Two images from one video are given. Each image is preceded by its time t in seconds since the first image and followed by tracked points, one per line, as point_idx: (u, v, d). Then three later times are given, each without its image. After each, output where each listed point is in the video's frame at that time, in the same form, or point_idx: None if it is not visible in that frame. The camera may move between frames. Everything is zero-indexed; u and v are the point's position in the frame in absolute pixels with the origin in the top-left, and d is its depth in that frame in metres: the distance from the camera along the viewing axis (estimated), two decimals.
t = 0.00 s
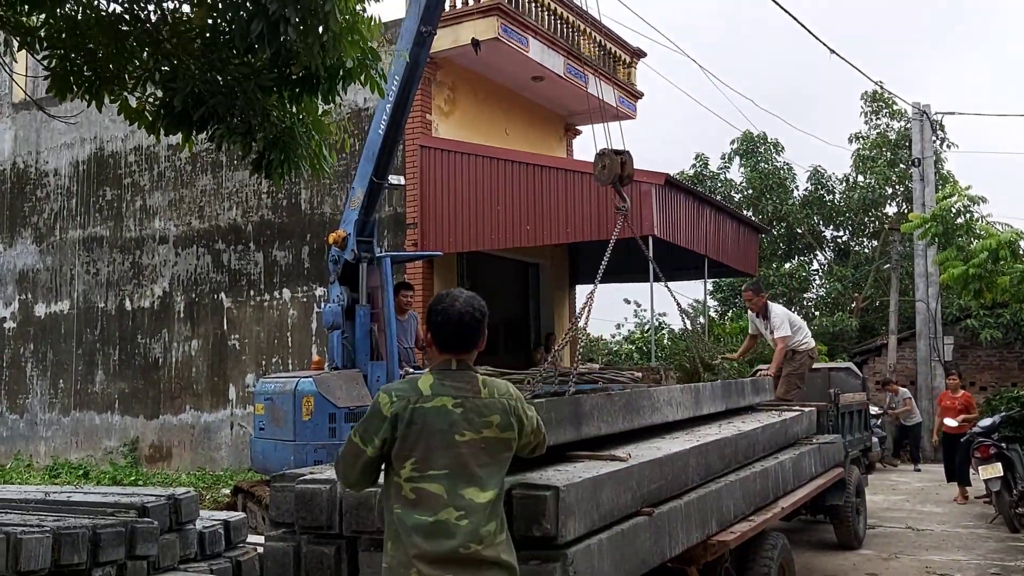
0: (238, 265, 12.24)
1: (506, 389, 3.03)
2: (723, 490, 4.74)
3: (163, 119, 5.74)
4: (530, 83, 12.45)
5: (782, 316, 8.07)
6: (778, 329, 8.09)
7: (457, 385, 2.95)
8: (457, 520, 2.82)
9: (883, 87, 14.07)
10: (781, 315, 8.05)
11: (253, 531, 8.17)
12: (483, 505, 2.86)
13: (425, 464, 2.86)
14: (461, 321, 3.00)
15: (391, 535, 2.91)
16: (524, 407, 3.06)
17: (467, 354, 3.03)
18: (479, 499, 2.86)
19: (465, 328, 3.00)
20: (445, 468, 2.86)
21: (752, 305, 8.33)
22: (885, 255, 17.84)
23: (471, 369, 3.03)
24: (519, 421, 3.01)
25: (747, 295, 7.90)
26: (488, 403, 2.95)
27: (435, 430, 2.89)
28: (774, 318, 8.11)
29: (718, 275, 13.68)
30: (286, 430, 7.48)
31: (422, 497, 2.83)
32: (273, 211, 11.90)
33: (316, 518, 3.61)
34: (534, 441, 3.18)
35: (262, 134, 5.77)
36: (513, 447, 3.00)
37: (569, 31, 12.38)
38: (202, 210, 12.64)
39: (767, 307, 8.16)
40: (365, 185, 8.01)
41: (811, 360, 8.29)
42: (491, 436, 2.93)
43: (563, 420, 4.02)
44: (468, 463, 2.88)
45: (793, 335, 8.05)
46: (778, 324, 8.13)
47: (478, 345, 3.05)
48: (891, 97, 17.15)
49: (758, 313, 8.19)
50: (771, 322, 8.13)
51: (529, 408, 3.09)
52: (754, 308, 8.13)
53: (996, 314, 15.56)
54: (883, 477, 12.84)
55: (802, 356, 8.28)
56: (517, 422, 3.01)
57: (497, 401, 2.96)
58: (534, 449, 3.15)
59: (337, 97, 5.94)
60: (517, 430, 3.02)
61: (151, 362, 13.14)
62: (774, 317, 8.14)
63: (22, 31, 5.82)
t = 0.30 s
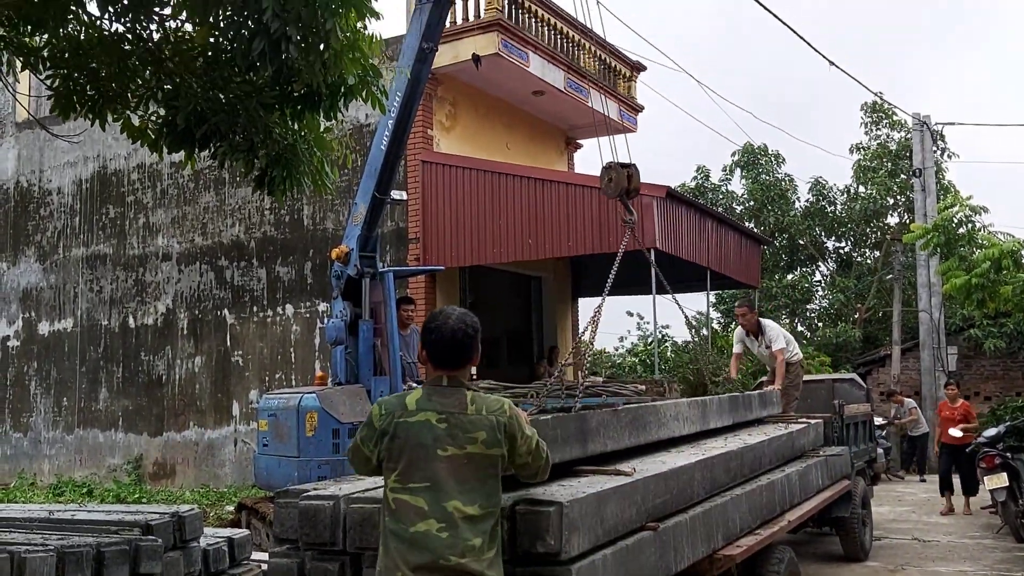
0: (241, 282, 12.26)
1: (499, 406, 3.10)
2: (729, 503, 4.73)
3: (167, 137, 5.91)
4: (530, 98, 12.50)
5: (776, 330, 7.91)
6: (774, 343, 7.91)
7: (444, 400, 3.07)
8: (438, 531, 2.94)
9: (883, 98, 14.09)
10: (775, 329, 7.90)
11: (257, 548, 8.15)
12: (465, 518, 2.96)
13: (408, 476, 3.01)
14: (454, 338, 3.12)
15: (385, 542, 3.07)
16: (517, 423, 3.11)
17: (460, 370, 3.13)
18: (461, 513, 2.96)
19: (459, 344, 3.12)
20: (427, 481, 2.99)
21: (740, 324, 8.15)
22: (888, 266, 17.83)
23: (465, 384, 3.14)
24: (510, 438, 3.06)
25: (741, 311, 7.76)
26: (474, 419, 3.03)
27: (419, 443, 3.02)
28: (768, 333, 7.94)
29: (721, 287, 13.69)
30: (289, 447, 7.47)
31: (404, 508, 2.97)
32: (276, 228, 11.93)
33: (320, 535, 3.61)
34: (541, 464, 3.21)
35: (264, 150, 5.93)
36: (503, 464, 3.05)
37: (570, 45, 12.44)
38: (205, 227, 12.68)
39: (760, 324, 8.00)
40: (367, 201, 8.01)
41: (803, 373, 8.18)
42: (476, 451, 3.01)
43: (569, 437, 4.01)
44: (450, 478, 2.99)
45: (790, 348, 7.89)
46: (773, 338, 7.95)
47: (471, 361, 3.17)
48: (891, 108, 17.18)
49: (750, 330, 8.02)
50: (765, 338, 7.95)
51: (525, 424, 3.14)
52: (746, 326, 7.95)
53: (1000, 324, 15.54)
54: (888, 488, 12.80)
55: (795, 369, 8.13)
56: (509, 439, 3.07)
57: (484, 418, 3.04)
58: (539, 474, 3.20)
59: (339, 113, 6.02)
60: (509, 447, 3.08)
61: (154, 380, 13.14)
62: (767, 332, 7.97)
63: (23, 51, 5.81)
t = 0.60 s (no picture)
0: (247, 310, 12.28)
1: (492, 430, 3.10)
2: (736, 528, 4.70)
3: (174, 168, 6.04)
4: (534, 124, 12.56)
5: (778, 354, 7.91)
6: (777, 367, 7.90)
7: (436, 426, 3.10)
8: (427, 557, 2.98)
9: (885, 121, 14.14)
10: (777, 352, 7.90)
11: None
12: (455, 544, 2.99)
13: (400, 501, 3.07)
14: (445, 365, 3.13)
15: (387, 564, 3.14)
16: (511, 446, 3.09)
17: (453, 396, 3.14)
18: (450, 539, 2.99)
19: (450, 371, 3.13)
20: (418, 507, 3.04)
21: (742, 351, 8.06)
22: (893, 288, 17.80)
23: (458, 411, 3.14)
24: (502, 462, 3.07)
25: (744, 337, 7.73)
26: (464, 445, 3.05)
27: (410, 470, 3.07)
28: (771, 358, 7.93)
29: (726, 310, 13.67)
30: (295, 475, 7.45)
31: (395, 534, 3.05)
32: (282, 255, 11.98)
33: (325, 563, 3.59)
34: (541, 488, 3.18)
35: (269, 180, 6.09)
36: (495, 488, 3.06)
37: (572, 72, 12.53)
38: (210, 255, 12.73)
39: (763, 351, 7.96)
40: (372, 228, 8.03)
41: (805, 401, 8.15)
42: (466, 476, 3.03)
43: (573, 455, 4.01)
44: (441, 504, 3.02)
45: (794, 370, 7.89)
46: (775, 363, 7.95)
47: (466, 388, 3.17)
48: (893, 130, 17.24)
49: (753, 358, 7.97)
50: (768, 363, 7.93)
51: (520, 449, 3.11)
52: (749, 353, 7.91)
53: (1007, 344, 15.48)
54: (898, 512, 12.70)
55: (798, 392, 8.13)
56: (501, 464, 3.07)
57: (474, 442, 3.05)
58: (539, 498, 3.18)
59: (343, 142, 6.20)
60: (503, 471, 3.08)
61: (160, 409, 13.14)
62: (769, 356, 7.96)
63: (30, 84, 5.97)
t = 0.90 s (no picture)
0: (252, 340, 12.29)
1: (478, 463, 3.11)
2: (744, 557, 4.67)
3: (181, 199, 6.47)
4: (538, 154, 12.63)
5: (787, 381, 7.86)
6: (787, 395, 7.84)
7: (422, 458, 3.13)
8: None
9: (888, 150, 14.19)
10: (786, 379, 7.84)
11: None
12: None
13: (385, 532, 3.11)
14: (432, 397, 3.16)
15: None
16: (499, 479, 3.10)
17: (440, 427, 3.17)
18: (432, 570, 3.02)
19: (437, 403, 3.15)
20: (403, 539, 3.07)
21: (750, 379, 7.97)
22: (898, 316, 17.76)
23: (446, 442, 3.17)
24: (489, 495, 3.08)
25: (752, 367, 7.67)
26: (450, 477, 3.07)
27: (396, 501, 3.10)
28: (780, 385, 7.87)
29: (731, 339, 13.65)
30: (299, 506, 7.43)
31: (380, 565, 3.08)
32: (287, 285, 12.00)
33: None
34: (531, 520, 3.14)
35: (275, 211, 6.50)
36: (480, 521, 3.07)
37: (576, 103, 12.62)
38: (216, 286, 12.76)
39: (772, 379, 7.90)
40: (377, 257, 8.03)
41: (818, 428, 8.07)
42: (452, 509, 3.05)
43: (575, 479, 4.00)
44: (425, 536, 3.05)
45: (804, 398, 7.82)
46: (785, 391, 7.88)
47: (453, 419, 3.19)
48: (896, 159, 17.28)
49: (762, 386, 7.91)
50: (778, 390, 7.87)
51: (507, 480, 3.11)
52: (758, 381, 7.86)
53: (1014, 373, 15.42)
54: (907, 542, 12.60)
55: (811, 421, 8.05)
56: (488, 496, 3.08)
57: (460, 475, 3.07)
58: (529, 529, 3.15)
59: (347, 172, 6.62)
60: (490, 504, 3.08)
61: (165, 440, 13.11)
62: (779, 384, 7.90)
63: (40, 115, 6.36)
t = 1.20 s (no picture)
0: (259, 387, 12.28)
1: (448, 514, 3.09)
2: None
3: (192, 249, 6.56)
4: (544, 201, 12.73)
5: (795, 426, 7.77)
6: (795, 440, 7.76)
7: (393, 508, 3.14)
8: None
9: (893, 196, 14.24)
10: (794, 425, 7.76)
11: None
12: None
13: None
14: (402, 446, 3.16)
15: None
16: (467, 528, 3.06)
17: (412, 477, 3.17)
18: None
19: (405, 452, 3.14)
20: None
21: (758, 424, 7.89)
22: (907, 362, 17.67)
23: (417, 493, 3.17)
24: (456, 546, 3.03)
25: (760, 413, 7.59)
26: (418, 528, 3.06)
27: (367, 552, 3.11)
28: (788, 431, 7.80)
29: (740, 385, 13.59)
30: (305, 555, 7.37)
31: None
32: (294, 332, 12.03)
33: None
34: (513, 565, 3.03)
35: (283, 259, 6.59)
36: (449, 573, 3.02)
37: (581, 150, 12.73)
38: (224, 333, 12.79)
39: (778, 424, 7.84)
40: (384, 303, 8.01)
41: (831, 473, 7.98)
42: (418, 560, 3.03)
43: (582, 523, 4.02)
44: None
45: (813, 443, 7.74)
46: (794, 436, 7.81)
47: (426, 470, 3.18)
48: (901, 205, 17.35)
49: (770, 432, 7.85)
50: (785, 436, 7.79)
51: (479, 530, 3.05)
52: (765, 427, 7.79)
53: None
54: None
55: (822, 464, 7.98)
56: (456, 548, 3.04)
57: (428, 527, 3.06)
58: None
59: (357, 221, 6.69)
60: (459, 555, 3.03)
61: (170, 489, 13.04)
62: (787, 430, 7.82)
63: (53, 166, 6.44)
